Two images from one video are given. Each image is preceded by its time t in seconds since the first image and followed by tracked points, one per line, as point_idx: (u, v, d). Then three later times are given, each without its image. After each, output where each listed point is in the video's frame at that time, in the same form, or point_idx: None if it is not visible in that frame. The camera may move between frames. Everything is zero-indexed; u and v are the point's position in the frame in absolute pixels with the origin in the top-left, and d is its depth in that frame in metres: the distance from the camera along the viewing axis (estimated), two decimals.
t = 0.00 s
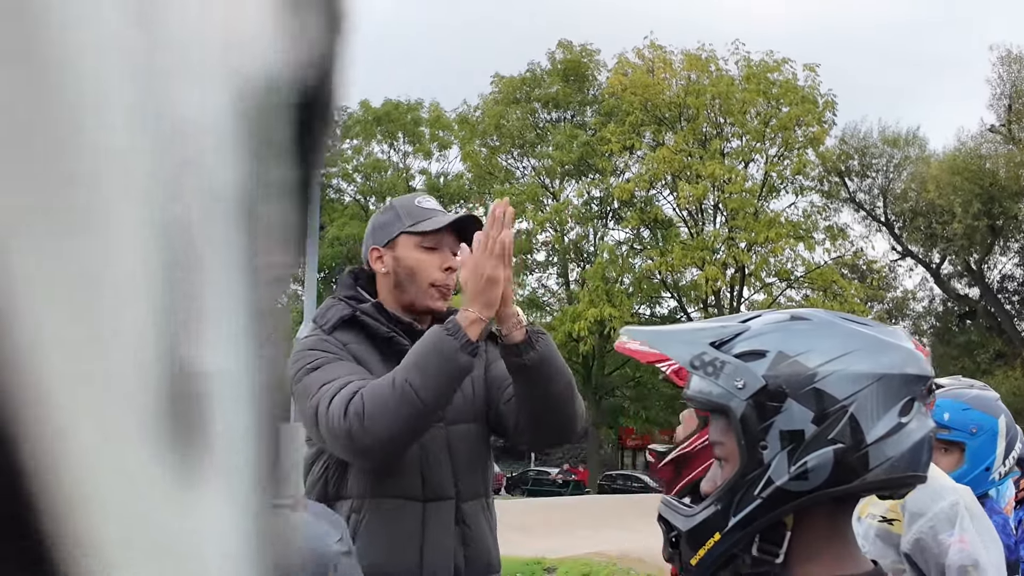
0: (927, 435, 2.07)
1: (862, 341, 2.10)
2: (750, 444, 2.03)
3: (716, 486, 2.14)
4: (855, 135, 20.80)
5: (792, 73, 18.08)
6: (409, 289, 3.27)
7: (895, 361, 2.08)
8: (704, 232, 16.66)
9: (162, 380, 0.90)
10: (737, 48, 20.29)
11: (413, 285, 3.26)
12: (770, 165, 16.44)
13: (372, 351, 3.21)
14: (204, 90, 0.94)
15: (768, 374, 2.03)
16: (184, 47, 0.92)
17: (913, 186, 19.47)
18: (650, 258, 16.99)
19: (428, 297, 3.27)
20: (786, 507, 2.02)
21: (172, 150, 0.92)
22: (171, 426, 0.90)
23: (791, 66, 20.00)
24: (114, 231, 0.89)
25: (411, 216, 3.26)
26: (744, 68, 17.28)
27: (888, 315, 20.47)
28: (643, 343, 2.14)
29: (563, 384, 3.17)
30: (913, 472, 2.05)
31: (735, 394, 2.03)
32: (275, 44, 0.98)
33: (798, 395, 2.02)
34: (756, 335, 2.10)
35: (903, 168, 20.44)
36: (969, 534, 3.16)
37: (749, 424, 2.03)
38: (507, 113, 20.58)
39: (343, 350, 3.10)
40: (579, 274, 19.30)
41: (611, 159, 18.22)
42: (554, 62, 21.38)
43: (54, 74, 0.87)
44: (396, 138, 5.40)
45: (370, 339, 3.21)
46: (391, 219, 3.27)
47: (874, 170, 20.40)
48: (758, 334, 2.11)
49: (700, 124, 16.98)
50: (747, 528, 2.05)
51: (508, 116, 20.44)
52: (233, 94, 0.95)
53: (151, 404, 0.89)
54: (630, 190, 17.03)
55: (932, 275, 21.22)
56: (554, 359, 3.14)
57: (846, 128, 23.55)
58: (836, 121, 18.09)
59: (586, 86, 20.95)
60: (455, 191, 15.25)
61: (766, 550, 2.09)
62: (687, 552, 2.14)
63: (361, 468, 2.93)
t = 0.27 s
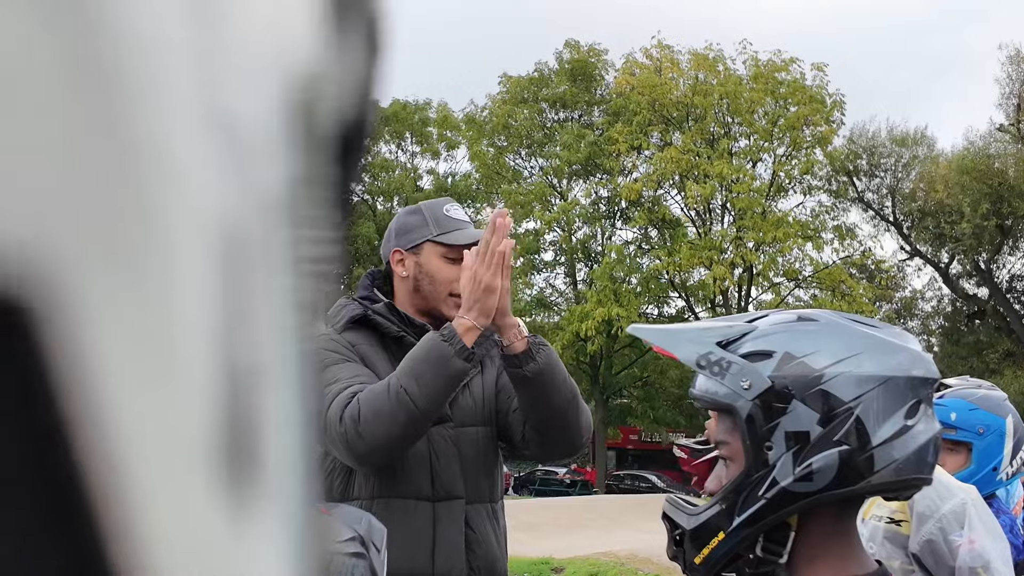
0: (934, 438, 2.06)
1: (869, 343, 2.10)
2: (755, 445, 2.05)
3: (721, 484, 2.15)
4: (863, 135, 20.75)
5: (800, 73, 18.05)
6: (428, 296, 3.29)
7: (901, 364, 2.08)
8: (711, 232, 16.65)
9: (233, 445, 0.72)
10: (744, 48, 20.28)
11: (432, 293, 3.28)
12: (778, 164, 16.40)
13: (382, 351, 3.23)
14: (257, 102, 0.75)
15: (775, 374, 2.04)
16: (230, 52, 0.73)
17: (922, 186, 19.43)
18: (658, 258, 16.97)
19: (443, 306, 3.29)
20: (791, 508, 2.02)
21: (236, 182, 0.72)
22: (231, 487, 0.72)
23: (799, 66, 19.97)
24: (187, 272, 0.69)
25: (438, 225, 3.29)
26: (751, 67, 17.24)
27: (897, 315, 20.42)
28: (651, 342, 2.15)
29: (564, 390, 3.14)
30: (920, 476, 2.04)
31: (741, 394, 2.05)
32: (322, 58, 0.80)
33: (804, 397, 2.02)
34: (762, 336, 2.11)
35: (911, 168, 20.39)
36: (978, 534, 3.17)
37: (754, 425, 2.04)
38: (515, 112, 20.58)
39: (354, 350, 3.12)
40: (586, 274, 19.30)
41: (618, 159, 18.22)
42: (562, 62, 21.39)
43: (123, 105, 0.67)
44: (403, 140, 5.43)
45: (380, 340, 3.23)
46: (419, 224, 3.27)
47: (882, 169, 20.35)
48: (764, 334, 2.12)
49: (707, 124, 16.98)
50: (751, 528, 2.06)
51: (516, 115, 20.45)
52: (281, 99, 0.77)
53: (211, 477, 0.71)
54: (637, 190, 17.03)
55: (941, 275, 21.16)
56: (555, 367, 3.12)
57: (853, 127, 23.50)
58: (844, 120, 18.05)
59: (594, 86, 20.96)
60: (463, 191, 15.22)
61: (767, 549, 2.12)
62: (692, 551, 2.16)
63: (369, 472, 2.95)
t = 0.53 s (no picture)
0: (937, 435, 2.06)
1: (871, 342, 2.10)
2: (759, 444, 2.04)
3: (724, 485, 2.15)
4: (872, 134, 20.69)
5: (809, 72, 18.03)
6: (433, 298, 3.28)
7: (904, 362, 2.07)
8: (720, 231, 16.64)
9: (151, 400, 0.76)
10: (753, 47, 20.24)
11: (436, 296, 3.28)
12: (787, 164, 16.38)
13: (390, 353, 3.24)
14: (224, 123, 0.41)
15: (777, 373, 2.04)
16: (172, 59, 0.78)
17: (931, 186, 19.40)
18: (666, 258, 16.97)
19: (448, 309, 3.29)
20: (794, 507, 2.02)
21: (167, 149, 0.78)
22: None
23: (808, 65, 19.93)
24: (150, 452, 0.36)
25: (443, 224, 3.24)
26: (760, 66, 17.20)
27: (907, 315, 20.36)
28: (654, 342, 2.15)
29: (563, 395, 3.15)
30: (923, 474, 2.03)
31: (744, 393, 2.04)
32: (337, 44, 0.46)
33: (807, 395, 2.02)
34: (764, 335, 2.11)
35: (920, 167, 20.34)
36: (965, 533, 3.16)
37: (757, 424, 2.04)
38: (524, 112, 20.57)
39: (359, 352, 3.15)
40: (594, 273, 19.29)
41: (627, 159, 18.23)
42: (570, 62, 21.40)
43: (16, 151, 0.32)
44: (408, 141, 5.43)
45: (387, 341, 3.24)
46: (424, 226, 3.25)
47: (891, 168, 20.28)
48: (767, 333, 2.11)
49: (716, 123, 16.91)
50: (755, 527, 2.06)
51: (525, 115, 20.46)
52: (222, 108, 0.81)
53: None
54: (646, 190, 17.02)
55: (951, 275, 21.12)
56: (553, 371, 3.13)
57: (862, 127, 23.45)
58: (853, 120, 18.01)
59: (602, 86, 20.97)
60: (473, 190, 15.15)
61: (772, 549, 2.11)
62: (695, 551, 2.16)
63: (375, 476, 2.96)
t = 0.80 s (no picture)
0: (942, 433, 2.05)
1: (875, 340, 2.09)
2: (763, 442, 2.04)
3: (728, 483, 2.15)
4: (881, 133, 20.63)
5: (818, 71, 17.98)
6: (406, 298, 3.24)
7: (908, 359, 2.07)
8: (728, 231, 16.62)
9: None
10: (761, 45, 20.20)
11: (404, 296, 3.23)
12: (796, 163, 16.33)
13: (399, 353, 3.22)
14: None
15: (781, 372, 2.04)
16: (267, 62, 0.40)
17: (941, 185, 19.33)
18: (674, 257, 16.96)
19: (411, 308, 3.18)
20: (798, 506, 2.02)
21: (80, 57, 0.64)
22: None
23: (816, 63, 19.88)
24: None
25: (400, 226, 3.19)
26: (768, 65, 17.15)
27: (916, 314, 20.30)
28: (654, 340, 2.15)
29: (536, 399, 2.92)
30: (928, 472, 2.02)
31: (748, 392, 2.04)
32: None
33: (811, 393, 2.02)
34: (768, 333, 2.11)
35: (930, 166, 20.27)
36: (966, 531, 3.15)
37: (761, 422, 2.04)
38: (532, 111, 20.56)
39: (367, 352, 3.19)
40: (602, 272, 19.26)
41: (635, 158, 18.23)
42: (577, 61, 21.39)
43: None
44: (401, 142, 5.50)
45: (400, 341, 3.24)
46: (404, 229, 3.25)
47: (900, 167, 20.20)
48: (771, 332, 2.11)
49: (725, 122, 16.87)
50: (759, 526, 2.06)
51: (533, 115, 20.45)
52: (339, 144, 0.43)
53: None
54: (654, 189, 17.02)
55: (960, 274, 21.05)
56: (521, 375, 2.89)
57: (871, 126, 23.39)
58: (862, 119, 17.96)
59: (610, 85, 20.96)
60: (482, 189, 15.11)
61: (776, 548, 2.11)
62: (699, 551, 2.16)
63: (360, 455, 2.99)
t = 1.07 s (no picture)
0: (947, 431, 2.05)
1: (881, 337, 2.09)
2: (768, 441, 2.04)
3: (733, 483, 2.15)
4: (890, 131, 20.57)
5: (827, 69, 17.96)
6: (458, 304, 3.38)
7: (913, 358, 2.07)
8: (736, 229, 16.62)
9: None
10: (770, 44, 20.16)
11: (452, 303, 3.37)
12: (804, 162, 16.31)
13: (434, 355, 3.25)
14: None
15: (786, 371, 2.04)
16: None
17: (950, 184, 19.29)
18: (682, 256, 16.96)
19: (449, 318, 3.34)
20: (805, 505, 2.01)
21: None
22: None
23: (824, 62, 19.84)
24: None
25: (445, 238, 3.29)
26: (777, 64, 17.13)
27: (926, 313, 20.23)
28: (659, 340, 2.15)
29: (483, 409, 2.72)
30: (934, 471, 2.03)
31: (753, 391, 2.04)
32: None
33: (816, 392, 2.01)
34: (772, 332, 2.11)
35: (939, 165, 20.21)
36: (988, 530, 3.13)
37: (767, 421, 2.03)
38: (540, 111, 20.55)
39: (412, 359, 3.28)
40: (611, 271, 19.25)
41: (643, 157, 18.23)
42: (586, 60, 21.38)
43: None
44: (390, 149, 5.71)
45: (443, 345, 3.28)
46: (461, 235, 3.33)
47: (909, 166, 20.14)
48: (775, 331, 2.11)
49: (733, 120, 16.86)
50: (766, 526, 2.06)
51: (541, 114, 20.44)
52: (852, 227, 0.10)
53: None
54: (662, 187, 17.04)
55: (970, 273, 20.99)
56: (466, 386, 2.72)
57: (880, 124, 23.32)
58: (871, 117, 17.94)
59: (618, 83, 20.96)
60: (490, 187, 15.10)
61: (782, 548, 2.11)
62: (706, 551, 2.15)
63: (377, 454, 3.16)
